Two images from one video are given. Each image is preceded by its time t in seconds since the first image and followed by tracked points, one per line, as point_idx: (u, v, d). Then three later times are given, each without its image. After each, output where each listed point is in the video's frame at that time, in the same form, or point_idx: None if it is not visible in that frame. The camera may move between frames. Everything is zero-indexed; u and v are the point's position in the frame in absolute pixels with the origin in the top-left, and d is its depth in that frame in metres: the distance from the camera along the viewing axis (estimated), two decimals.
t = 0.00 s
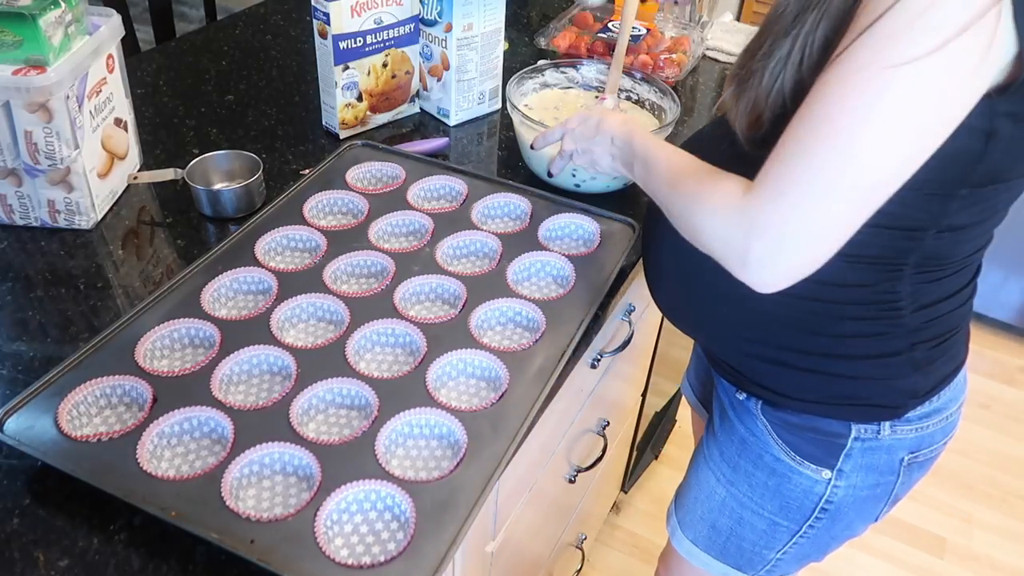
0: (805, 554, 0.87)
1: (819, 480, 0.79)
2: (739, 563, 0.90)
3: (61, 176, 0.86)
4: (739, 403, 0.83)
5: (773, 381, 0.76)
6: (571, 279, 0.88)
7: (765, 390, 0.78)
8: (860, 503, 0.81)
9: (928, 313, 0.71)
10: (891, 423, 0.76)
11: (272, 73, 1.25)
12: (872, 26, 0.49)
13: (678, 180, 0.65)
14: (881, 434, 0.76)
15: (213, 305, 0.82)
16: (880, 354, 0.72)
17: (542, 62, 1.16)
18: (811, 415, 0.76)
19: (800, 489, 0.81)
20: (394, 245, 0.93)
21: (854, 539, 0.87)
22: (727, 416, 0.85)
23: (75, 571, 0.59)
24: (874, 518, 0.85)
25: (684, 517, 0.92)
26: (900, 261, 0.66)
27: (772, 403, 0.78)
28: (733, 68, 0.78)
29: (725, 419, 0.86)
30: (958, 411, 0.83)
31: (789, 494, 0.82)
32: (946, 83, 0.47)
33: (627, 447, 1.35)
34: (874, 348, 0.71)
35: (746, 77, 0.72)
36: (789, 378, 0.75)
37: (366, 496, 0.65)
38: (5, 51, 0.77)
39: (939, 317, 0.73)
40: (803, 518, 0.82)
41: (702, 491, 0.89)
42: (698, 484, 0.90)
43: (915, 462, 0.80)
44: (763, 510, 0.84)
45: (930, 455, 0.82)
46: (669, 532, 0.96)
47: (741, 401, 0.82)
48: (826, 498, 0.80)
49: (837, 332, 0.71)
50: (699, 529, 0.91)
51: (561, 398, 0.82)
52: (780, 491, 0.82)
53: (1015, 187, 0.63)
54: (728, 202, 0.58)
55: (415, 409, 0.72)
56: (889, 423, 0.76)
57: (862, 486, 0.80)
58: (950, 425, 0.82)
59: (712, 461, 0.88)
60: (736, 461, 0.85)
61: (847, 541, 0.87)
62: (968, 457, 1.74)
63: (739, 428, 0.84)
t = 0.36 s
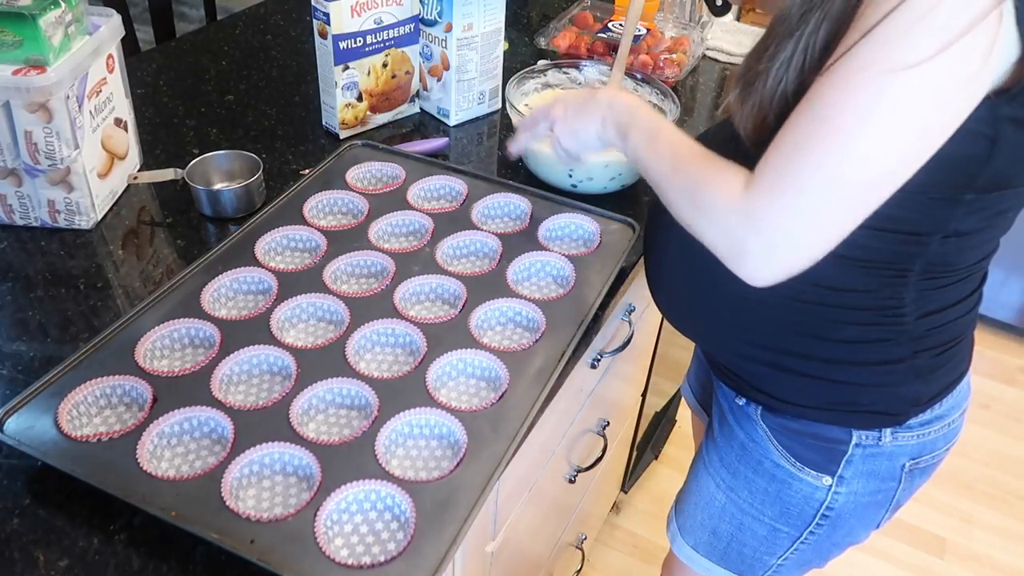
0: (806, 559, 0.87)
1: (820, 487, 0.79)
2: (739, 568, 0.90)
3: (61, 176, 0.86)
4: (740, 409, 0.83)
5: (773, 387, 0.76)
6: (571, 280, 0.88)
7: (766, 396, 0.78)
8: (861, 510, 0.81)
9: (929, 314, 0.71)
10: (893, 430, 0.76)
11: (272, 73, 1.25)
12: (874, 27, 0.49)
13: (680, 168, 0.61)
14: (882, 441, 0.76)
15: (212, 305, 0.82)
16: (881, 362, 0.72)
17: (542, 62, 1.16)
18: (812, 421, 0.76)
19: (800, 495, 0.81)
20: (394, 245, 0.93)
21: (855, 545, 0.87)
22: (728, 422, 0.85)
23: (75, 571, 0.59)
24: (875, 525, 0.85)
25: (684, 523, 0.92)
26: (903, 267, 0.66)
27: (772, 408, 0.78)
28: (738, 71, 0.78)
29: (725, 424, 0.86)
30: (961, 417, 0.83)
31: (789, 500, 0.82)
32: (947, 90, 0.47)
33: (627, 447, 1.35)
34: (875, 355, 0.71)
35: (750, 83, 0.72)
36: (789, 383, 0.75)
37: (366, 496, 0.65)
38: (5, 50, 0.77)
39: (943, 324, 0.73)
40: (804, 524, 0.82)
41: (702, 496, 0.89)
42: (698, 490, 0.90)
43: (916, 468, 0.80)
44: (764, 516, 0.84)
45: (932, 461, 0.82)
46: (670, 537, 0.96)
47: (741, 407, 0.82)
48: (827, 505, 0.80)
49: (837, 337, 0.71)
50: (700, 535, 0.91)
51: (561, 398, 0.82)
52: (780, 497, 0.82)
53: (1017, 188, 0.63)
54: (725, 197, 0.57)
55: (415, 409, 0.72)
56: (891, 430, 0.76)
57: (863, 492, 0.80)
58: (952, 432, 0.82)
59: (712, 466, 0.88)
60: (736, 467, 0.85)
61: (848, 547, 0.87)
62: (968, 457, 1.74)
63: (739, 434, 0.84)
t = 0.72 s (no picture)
0: (788, 558, 0.87)
1: (805, 485, 0.79)
2: (722, 563, 0.90)
3: (61, 176, 0.86)
4: (731, 402, 0.83)
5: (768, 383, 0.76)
6: (571, 280, 0.88)
7: (760, 392, 0.78)
8: (846, 512, 0.81)
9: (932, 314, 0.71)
10: (882, 434, 0.76)
11: (272, 73, 1.25)
12: None
13: None
14: (871, 444, 0.76)
15: (213, 305, 0.82)
16: (871, 363, 0.71)
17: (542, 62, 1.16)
18: (803, 420, 0.76)
19: (786, 492, 0.81)
20: (394, 245, 0.93)
21: (839, 548, 0.87)
22: (719, 415, 0.86)
23: (75, 571, 0.59)
24: (860, 529, 0.85)
25: (671, 514, 0.93)
26: (899, 264, 0.67)
27: (764, 404, 0.78)
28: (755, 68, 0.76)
29: (717, 418, 0.86)
30: (954, 427, 0.83)
31: (775, 497, 0.82)
32: None
33: (627, 447, 1.35)
34: (866, 355, 0.71)
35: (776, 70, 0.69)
36: (782, 380, 0.75)
37: (366, 496, 0.65)
38: (5, 50, 0.77)
39: (943, 326, 0.73)
40: (788, 522, 0.83)
41: (690, 488, 0.90)
42: (686, 482, 0.90)
43: (905, 475, 0.80)
44: (749, 511, 0.84)
45: (922, 469, 0.81)
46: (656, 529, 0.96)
47: (734, 400, 0.82)
48: (812, 504, 0.80)
49: (832, 334, 0.71)
50: (685, 527, 0.91)
51: (562, 399, 0.82)
52: (766, 493, 0.82)
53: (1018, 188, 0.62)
54: None
55: (415, 409, 0.72)
56: (880, 433, 0.75)
57: (850, 495, 0.79)
58: (944, 441, 0.82)
59: (701, 459, 0.88)
60: (725, 461, 0.85)
61: (833, 549, 0.87)
62: (968, 457, 1.74)
63: (729, 428, 0.84)
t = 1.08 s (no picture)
0: (779, 553, 0.87)
1: (796, 478, 0.80)
2: (714, 555, 0.90)
3: (61, 176, 0.86)
4: (725, 395, 0.83)
5: (762, 376, 0.77)
6: (571, 279, 0.88)
7: (753, 384, 0.78)
8: (837, 506, 0.81)
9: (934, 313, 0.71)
10: (872, 428, 0.76)
11: (272, 73, 1.25)
12: None
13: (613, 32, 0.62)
14: (861, 438, 0.77)
15: (212, 305, 0.82)
16: (863, 357, 0.72)
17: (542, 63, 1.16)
18: (793, 412, 0.77)
19: (777, 485, 0.81)
20: (394, 245, 0.93)
21: (831, 543, 0.86)
22: (713, 408, 0.86)
23: (75, 572, 0.59)
24: (851, 525, 0.85)
25: (664, 505, 0.93)
26: (893, 256, 0.66)
27: (756, 396, 0.79)
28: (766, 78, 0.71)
29: (711, 411, 0.86)
30: (946, 425, 0.83)
31: (766, 489, 0.82)
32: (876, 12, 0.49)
33: (627, 447, 1.35)
34: (859, 350, 0.72)
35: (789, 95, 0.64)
36: (775, 372, 0.76)
37: (366, 496, 0.65)
38: (5, 50, 0.77)
39: (931, 323, 0.72)
40: (779, 514, 0.83)
41: (683, 481, 0.90)
42: (679, 475, 0.90)
43: (896, 470, 0.80)
44: (741, 504, 0.84)
45: (913, 465, 0.82)
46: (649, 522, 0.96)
47: (727, 393, 0.82)
48: (802, 497, 0.81)
49: (824, 325, 0.71)
50: (677, 519, 0.91)
51: (561, 399, 0.82)
52: (757, 486, 0.82)
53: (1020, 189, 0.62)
54: (664, 54, 0.59)
55: (415, 409, 0.72)
56: (871, 427, 0.76)
57: (840, 488, 0.80)
58: (936, 439, 0.82)
59: (694, 451, 0.89)
60: (717, 454, 0.85)
61: (824, 544, 0.87)
62: (968, 457, 1.74)
63: (723, 420, 0.84)
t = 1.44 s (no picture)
0: (803, 556, 0.87)
1: (824, 484, 0.79)
2: (736, 562, 0.90)
3: (61, 176, 0.86)
4: (745, 404, 0.82)
5: (787, 384, 0.76)
6: (571, 279, 0.88)
7: (777, 393, 0.78)
8: (862, 508, 0.81)
9: (935, 313, 0.71)
10: (898, 429, 0.76)
11: (272, 73, 1.25)
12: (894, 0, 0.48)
13: (627, 65, 0.62)
14: (888, 440, 0.76)
15: (212, 305, 0.82)
16: (888, 360, 0.72)
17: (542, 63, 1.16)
18: (820, 419, 0.76)
19: (804, 492, 0.80)
20: (394, 246, 0.93)
21: (853, 542, 0.87)
22: (731, 417, 0.85)
23: (75, 572, 0.59)
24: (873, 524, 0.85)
25: (683, 516, 0.92)
26: (927, 264, 0.66)
27: (779, 404, 0.78)
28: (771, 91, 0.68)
29: (729, 419, 0.86)
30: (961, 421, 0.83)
31: (793, 496, 0.81)
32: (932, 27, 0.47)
33: (627, 447, 1.35)
34: (882, 355, 0.71)
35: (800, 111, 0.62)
36: (801, 381, 0.75)
37: (366, 496, 0.65)
38: (5, 50, 0.77)
39: (955, 327, 0.73)
40: (805, 521, 0.82)
41: (702, 491, 0.89)
42: (698, 485, 0.90)
43: (918, 468, 0.80)
44: (766, 512, 0.84)
45: (933, 462, 0.82)
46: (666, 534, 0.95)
47: (748, 402, 0.82)
48: (830, 502, 0.80)
49: (848, 333, 0.71)
50: (697, 529, 0.90)
51: (561, 399, 0.82)
52: (783, 493, 0.82)
53: None
54: (695, 84, 0.58)
55: (415, 409, 0.72)
56: (897, 430, 0.76)
57: (867, 491, 0.80)
58: (953, 434, 0.82)
59: (714, 461, 0.88)
60: (740, 463, 0.84)
61: (845, 544, 0.87)
62: (968, 457, 1.74)
63: (744, 430, 0.83)
